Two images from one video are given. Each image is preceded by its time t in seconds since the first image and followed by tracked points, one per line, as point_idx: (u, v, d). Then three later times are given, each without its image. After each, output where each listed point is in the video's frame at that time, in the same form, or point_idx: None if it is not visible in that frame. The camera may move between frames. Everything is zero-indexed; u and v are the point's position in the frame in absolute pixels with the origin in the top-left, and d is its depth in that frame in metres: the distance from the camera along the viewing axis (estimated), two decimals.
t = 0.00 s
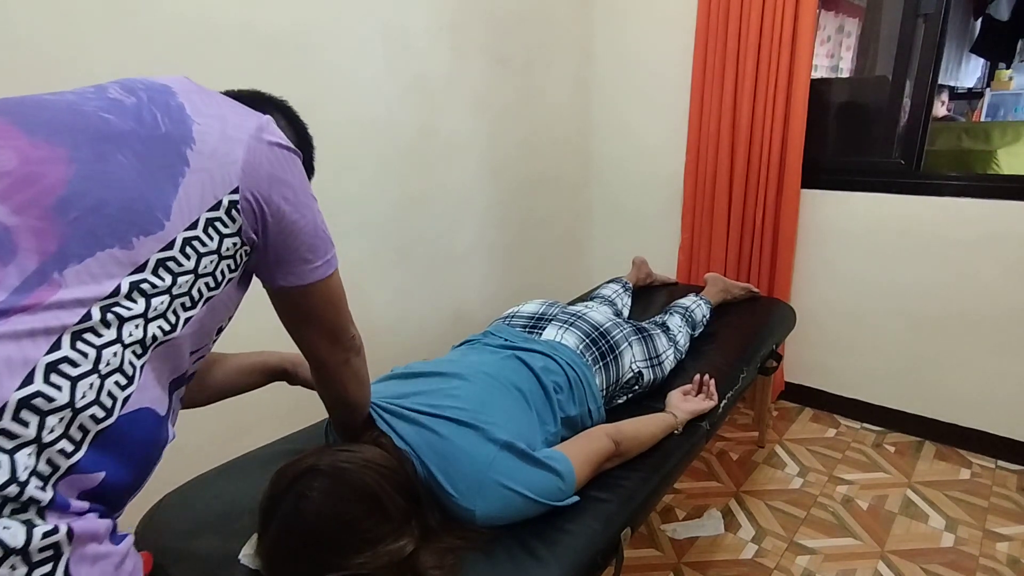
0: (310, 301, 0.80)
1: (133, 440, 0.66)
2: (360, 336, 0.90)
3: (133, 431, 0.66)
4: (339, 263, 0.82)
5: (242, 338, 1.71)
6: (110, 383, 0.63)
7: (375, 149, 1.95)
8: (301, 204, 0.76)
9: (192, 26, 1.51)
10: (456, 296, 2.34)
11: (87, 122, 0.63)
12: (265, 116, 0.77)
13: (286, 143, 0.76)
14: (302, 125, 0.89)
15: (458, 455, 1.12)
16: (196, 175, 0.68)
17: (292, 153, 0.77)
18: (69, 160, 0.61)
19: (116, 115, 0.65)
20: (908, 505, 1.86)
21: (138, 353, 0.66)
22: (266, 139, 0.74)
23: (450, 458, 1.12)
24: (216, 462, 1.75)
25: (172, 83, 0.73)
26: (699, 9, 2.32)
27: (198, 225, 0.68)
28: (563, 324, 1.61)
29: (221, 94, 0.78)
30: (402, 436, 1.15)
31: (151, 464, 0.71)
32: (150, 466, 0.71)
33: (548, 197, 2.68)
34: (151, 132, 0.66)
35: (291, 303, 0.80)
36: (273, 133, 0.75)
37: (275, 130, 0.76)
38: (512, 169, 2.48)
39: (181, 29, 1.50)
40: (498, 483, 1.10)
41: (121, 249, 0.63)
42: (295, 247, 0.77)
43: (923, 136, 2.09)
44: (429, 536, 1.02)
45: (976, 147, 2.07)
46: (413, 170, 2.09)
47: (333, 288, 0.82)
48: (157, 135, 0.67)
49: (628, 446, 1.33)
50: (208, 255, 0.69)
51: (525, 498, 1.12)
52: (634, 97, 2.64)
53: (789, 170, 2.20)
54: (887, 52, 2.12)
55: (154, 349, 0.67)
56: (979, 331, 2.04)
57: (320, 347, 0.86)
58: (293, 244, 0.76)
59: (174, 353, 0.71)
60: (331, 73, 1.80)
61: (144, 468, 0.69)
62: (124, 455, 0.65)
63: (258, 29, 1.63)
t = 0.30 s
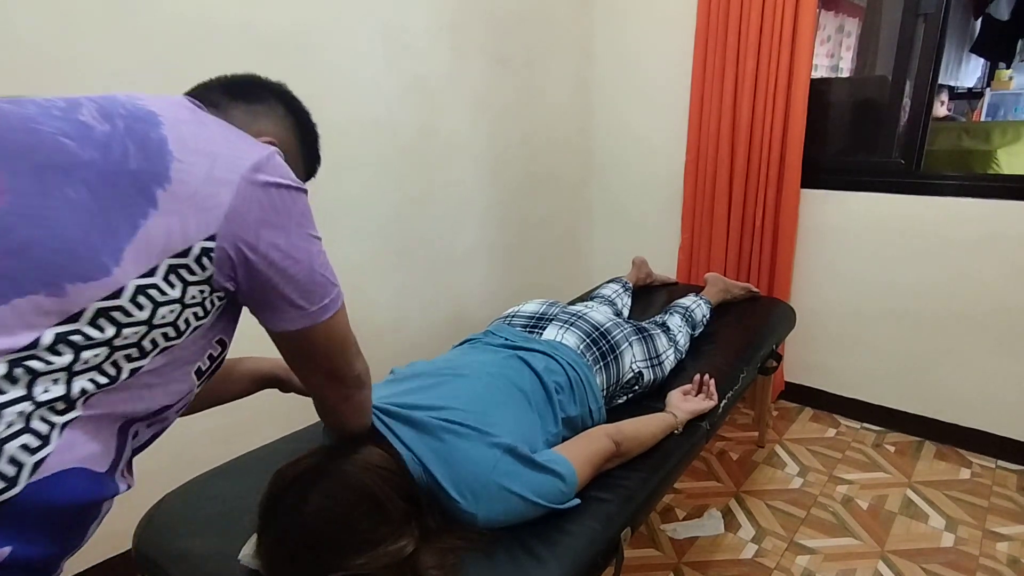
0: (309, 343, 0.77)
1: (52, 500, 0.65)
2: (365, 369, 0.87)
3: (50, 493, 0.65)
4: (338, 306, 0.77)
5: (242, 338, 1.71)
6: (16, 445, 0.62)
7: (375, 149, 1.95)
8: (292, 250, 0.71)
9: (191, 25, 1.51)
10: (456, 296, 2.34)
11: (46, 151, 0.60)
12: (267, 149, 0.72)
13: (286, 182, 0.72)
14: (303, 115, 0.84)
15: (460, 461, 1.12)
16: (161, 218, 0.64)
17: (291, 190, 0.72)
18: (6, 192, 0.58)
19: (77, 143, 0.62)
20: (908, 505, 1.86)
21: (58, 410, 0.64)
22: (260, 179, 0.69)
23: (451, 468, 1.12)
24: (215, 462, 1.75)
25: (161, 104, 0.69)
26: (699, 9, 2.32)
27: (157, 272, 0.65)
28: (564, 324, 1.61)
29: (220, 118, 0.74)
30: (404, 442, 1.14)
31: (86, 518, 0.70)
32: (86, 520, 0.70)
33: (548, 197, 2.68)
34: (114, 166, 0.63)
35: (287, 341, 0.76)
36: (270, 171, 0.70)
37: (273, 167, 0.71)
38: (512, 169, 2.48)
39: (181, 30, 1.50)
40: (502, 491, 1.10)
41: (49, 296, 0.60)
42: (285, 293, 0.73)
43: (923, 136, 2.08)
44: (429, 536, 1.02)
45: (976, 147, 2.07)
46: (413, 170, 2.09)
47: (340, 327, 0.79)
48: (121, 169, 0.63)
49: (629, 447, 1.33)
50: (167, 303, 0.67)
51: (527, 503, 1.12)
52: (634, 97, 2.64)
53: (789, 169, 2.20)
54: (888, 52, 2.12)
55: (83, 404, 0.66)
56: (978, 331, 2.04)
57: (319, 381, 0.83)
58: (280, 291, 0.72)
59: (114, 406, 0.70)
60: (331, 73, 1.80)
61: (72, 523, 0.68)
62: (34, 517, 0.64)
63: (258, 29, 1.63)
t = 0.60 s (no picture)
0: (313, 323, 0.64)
1: (31, 493, 0.59)
2: (393, 354, 0.72)
3: (25, 489, 0.59)
4: (328, 268, 0.64)
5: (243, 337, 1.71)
6: None
7: (375, 149, 1.95)
8: (245, 196, 0.61)
9: (190, 25, 1.51)
10: (456, 296, 2.34)
11: None
12: (204, 93, 0.64)
13: (228, 124, 0.63)
14: (282, 116, 0.81)
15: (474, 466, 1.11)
16: (78, 170, 0.58)
17: (234, 131, 0.63)
18: None
19: None
20: (908, 505, 1.86)
21: (20, 400, 0.58)
22: (190, 117, 0.61)
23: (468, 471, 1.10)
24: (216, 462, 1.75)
25: (87, 60, 0.63)
26: (699, 9, 2.32)
27: (88, 232, 0.58)
28: (566, 324, 1.61)
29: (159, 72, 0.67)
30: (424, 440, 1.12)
31: (76, 512, 0.64)
32: (77, 514, 0.64)
33: (548, 197, 2.68)
34: (23, 122, 0.57)
35: (289, 323, 0.64)
36: (206, 112, 0.62)
37: (213, 110, 0.63)
38: (512, 168, 2.48)
39: (181, 27, 1.50)
40: (514, 501, 1.11)
41: None
42: (245, 249, 0.62)
43: (923, 136, 2.09)
44: (429, 536, 1.02)
45: (976, 147, 2.07)
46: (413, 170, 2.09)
47: (343, 299, 0.65)
48: (30, 125, 0.57)
49: (630, 447, 1.33)
50: (109, 269, 0.59)
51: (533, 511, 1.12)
52: (635, 97, 2.64)
53: (789, 170, 2.20)
54: (888, 53, 2.12)
55: (47, 392, 0.60)
56: (978, 331, 2.04)
57: (341, 376, 0.70)
58: (242, 248, 0.62)
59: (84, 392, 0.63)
60: (332, 72, 1.80)
61: (59, 523, 0.62)
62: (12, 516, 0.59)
63: (257, 29, 1.63)
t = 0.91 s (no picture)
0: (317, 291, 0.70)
1: (102, 448, 0.60)
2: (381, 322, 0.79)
3: (95, 445, 0.59)
4: (335, 246, 0.71)
5: (242, 338, 1.72)
6: (57, 398, 0.55)
7: (375, 150, 1.96)
8: (272, 182, 0.66)
9: (192, 26, 1.51)
10: (456, 296, 2.34)
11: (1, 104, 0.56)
12: (224, 87, 0.67)
13: (250, 114, 0.67)
14: (288, 122, 0.85)
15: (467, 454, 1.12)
16: (129, 156, 0.59)
17: (257, 122, 0.67)
18: None
19: (34, 93, 0.57)
20: (908, 505, 1.86)
21: (93, 362, 0.58)
22: (220, 109, 0.64)
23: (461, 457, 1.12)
24: (215, 461, 1.75)
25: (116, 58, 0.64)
26: (699, 9, 2.32)
27: (140, 212, 0.59)
28: (563, 322, 1.62)
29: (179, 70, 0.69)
30: (415, 431, 1.14)
31: (127, 468, 0.64)
32: (126, 471, 0.65)
33: (548, 197, 2.68)
34: (74, 109, 0.57)
35: (291, 291, 0.70)
36: (231, 103, 0.65)
37: (236, 101, 0.66)
38: (512, 168, 2.48)
39: (181, 27, 1.50)
40: (508, 484, 1.11)
41: (44, 244, 0.54)
42: (271, 230, 0.67)
43: (923, 136, 2.09)
44: (430, 536, 1.02)
45: (976, 147, 2.07)
46: (413, 170, 2.09)
47: (342, 271, 0.71)
48: (82, 111, 0.58)
49: (629, 446, 1.34)
50: (157, 245, 0.61)
51: (528, 499, 1.12)
52: (635, 97, 2.64)
53: (789, 170, 2.20)
54: (887, 53, 2.12)
55: (114, 355, 0.60)
56: (979, 331, 2.04)
57: (336, 342, 0.76)
58: (267, 229, 0.66)
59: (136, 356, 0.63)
60: (331, 72, 1.80)
61: (113, 482, 0.63)
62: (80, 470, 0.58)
63: (258, 29, 1.63)
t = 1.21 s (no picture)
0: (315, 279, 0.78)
1: (140, 419, 0.64)
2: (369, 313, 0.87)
3: (134, 416, 0.64)
4: (335, 238, 0.79)
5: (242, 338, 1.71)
6: (104, 370, 0.60)
7: (375, 150, 1.96)
8: (287, 176, 0.73)
9: (192, 26, 1.51)
10: (456, 296, 2.34)
11: (51, 100, 0.61)
12: (241, 87, 0.73)
13: (266, 113, 0.73)
14: (296, 120, 0.88)
15: (462, 452, 1.13)
16: (166, 150, 0.64)
17: (272, 121, 0.73)
18: (34, 143, 0.59)
19: (79, 93, 0.62)
20: (908, 505, 1.86)
21: (134, 339, 0.63)
22: (242, 107, 0.70)
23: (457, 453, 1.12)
24: (215, 462, 1.75)
25: (144, 59, 0.70)
26: (699, 9, 2.32)
27: (175, 201, 0.65)
28: (564, 323, 1.62)
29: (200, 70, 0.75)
30: (410, 431, 1.14)
31: (159, 441, 0.70)
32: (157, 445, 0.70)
33: (548, 198, 2.68)
34: (116, 108, 0.63)
35: (290, 281, 0.78)
36: (251, 103, 0.72)
37: (254, 101, 0.73)
38: (512, 168, 2.48)
39: (182, 26, 1.50)
40: (506, 484, 1.11)
41: (95, 230, 0.60)
42: (284, 221, 0.74)
43: (923, 136, 2.09)
44: (429, 536, 1.02)
45: (976, 147, 2.07)
46: (413, 171, 2.09)
47: (336, 263, 0.79)
48: (122, 109, 0.63)
49: (629, 446, 1.34)
50: (190, 232, 0.67)
51: (527, 498, 1.12)
52: (634, 97, 2.64)
53: (789, 170, 2.20)
54: (887, 53, 2.12)
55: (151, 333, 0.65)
56: (978, 332, 2.04)
57: (329, 331, 0.83)
58: (280, 220, 0.73)
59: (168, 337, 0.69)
60: (331, 72, 1.80)
61: (146, 454, 0.68)
62: (123, 441, 0.64)
63: (258, 29, 1.63)
